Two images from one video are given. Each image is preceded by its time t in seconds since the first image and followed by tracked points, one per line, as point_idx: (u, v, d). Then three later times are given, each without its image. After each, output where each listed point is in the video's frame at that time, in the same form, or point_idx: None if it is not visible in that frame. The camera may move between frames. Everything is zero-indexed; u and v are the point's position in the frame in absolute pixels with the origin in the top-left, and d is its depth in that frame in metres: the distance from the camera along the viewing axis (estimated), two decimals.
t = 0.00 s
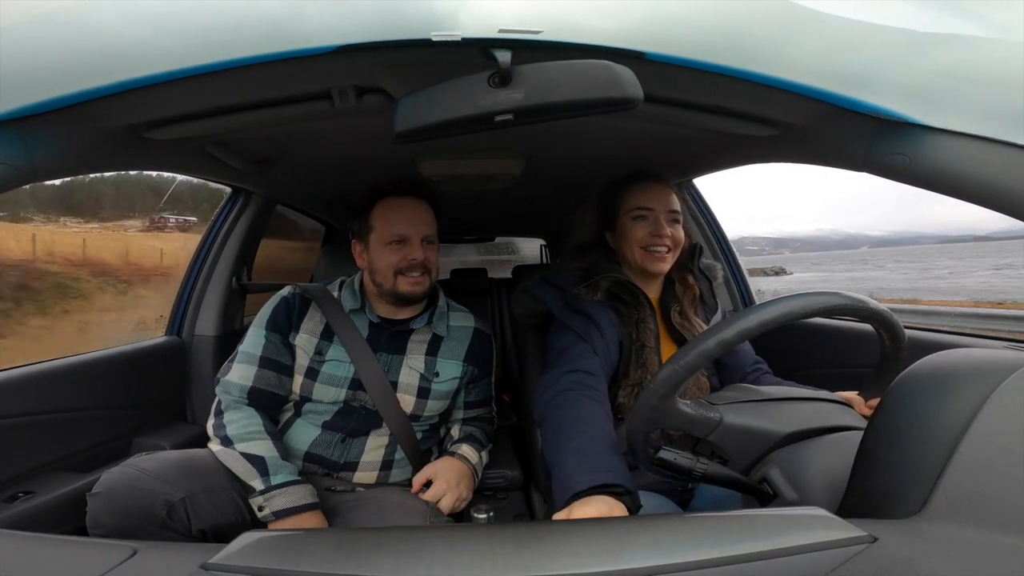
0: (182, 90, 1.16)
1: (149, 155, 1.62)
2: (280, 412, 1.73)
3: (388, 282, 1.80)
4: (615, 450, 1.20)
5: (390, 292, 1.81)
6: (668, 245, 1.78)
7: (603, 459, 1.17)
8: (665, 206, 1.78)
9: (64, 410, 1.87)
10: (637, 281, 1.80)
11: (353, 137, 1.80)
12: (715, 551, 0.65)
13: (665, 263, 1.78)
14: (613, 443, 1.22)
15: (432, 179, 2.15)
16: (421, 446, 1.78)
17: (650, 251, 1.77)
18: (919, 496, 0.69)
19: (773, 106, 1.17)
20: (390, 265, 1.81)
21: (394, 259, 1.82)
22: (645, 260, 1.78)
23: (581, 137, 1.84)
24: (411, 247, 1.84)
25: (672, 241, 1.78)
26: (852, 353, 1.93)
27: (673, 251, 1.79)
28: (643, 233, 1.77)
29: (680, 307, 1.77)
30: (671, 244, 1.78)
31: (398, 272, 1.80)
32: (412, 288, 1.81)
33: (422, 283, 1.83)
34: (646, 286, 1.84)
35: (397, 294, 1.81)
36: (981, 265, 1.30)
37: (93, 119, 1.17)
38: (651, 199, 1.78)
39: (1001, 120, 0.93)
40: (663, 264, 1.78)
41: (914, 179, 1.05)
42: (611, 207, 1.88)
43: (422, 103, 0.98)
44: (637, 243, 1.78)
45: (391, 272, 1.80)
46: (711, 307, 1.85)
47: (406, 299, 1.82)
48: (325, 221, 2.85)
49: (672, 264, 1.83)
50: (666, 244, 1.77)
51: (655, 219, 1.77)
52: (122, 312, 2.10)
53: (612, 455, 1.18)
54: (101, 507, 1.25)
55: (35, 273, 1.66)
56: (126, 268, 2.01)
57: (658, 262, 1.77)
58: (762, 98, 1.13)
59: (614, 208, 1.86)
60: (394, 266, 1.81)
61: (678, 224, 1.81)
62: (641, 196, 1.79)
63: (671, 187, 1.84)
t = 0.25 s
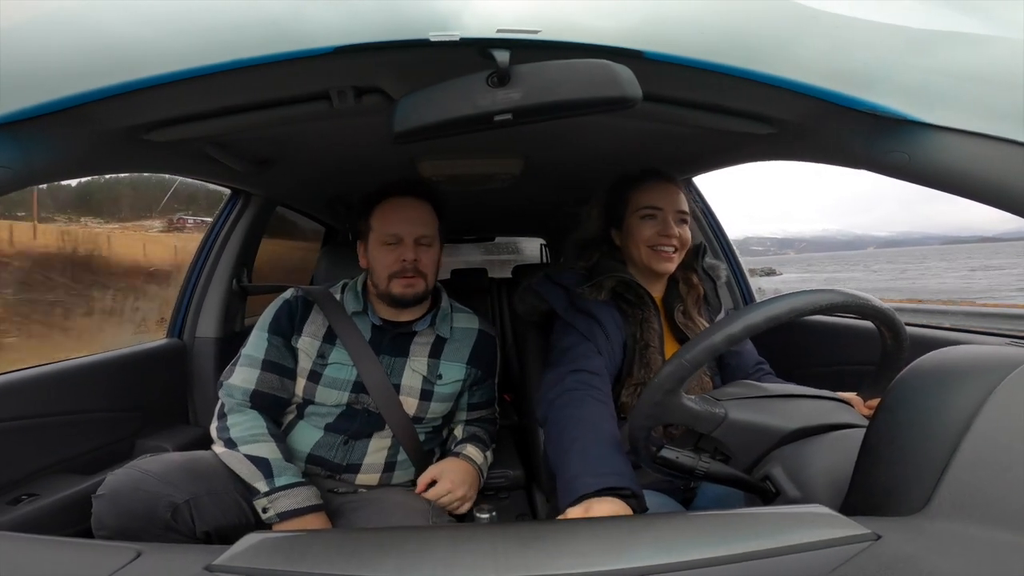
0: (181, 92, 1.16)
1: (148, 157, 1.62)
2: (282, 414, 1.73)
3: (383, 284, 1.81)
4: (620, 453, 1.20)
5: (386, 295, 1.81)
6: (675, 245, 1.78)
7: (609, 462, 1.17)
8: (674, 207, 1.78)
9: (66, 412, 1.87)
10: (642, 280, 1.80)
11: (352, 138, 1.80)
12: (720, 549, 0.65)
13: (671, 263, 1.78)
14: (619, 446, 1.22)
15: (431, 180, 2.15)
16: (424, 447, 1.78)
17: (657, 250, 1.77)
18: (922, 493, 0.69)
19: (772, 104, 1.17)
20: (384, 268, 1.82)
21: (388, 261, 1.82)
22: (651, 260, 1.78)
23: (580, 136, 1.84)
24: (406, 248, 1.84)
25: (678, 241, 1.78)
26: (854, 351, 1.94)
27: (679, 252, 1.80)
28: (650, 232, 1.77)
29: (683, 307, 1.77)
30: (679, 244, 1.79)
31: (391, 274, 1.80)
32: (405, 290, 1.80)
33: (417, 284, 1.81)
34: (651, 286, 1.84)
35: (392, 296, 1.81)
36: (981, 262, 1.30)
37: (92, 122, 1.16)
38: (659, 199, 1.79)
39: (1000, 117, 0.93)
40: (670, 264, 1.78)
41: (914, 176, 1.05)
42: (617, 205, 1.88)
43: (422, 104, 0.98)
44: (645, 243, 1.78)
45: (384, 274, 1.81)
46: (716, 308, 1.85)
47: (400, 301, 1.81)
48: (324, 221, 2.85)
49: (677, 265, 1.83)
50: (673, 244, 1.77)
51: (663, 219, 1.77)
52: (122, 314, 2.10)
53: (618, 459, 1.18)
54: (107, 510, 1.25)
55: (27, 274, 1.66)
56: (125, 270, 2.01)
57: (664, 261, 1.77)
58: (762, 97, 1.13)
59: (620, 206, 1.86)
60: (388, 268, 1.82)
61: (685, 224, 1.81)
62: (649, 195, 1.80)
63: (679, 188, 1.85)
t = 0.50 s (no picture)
0: (179, 94, 1.15)
1: (146, 157, 1.62)
2: (284, 413, 1.73)
3: (380, 282, 1.82)
4: (618, 451, 1.20)
5: (383, 294, 1.83)
6: (676, 242, 1.78)
7: (607, 460, 1.17)
8: (676, 204, 1.79)
9: (66, 415, 1.87)
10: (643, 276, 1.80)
11: (350, 138, 1.80)
12: (720, 546, 0.65)
13: (671, 261, 1.78)
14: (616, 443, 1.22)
15: (429, 179, 2.15)
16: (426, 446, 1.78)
17: (658, 246, 1.77)
18: (923, 490, 0.70)
19: (770, 101, 1.18)
20: (381, 265, 1.83)
21: (386, 259, 1.83)
22: (652, 256, 1.78)
23: (578, 134, 1.84)
24: (402, 247, 1.84)
25: (679, 239, 1.78)
26: (853, 347, 1.94)
27: (680, 249, 1.80)
28: (651, 228, 1.77)
29: (682, 304, 1.78)
30: (680, 241, 1.79)
31: (387, 273, 1.81)
32: (401, 288, 1.81)
33: (413, 282, 1.82)
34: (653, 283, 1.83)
35: (389, 295, 1.82)
36: (980, 258, 1.31)
37: (88, 124, 1.16)
38: (662, 196, 1.79)
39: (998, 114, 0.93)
40: (671, 260, 1.78)
41: (912, 173, 1.06)
42: (617, 202, 1.88)
43: (419, 104, 0.98)
44: (646, 239, 1.78)
45: (382, 272, 1.82)
46: (715, 305, 1.86)
47: (398, 299, 1.82)
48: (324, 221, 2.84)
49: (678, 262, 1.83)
50: (675, 241, 1.77)
51: (665, 216, 1.78)
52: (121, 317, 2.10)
53: (616, 457, 1.18)
54: (110, 514, 1.26)
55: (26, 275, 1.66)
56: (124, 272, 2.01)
57: (665, 258, 1.78)
58: (759, 94, 1.14)
59: (621, 203, 1.87)
60: (386, 266, 1.83)
61: (687, 222, 1.81)
62: (651, 192, 1.80)
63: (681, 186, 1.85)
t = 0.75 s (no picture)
0: (176, 96, 1.15)
1: (142, 160, 1.61)
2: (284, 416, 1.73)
3: (381, 282, 1.82)
4: (618, 450, 1.20)
5: (382, 294, 1.83)
6: (675, 240, 1.78)
7: (607, 459, 1.17)
8: (674, 202, 1.79)
9: (66, 418, 1.86)
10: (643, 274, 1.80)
11: (347, 138, 1.79)
12: (724, 544, 0.65)
13: (671, 257, 1.78)
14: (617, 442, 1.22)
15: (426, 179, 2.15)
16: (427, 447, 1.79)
17: (657, 244, 1.77)
18: (926, 486, 0.70)
19: (767, 98, 1.18)
20: (382, 265, 1.82)
21: (387, 259, 1.83)
22: (651, 254, 1.78)
23: (575, 133, 1.84)
24: (402, 247, 1.84)
25: (678, 236, 1.79)
26: (853, 343, 1.95)
27: (678, 246, 1.80)
28: (651, 225, 1.77)
29: (682, 301, 1.78)
30: (679, 238, 1.79)
31: (387, 273, 1.81)
32: (402, 288, 1.81)
33: (413, 282, 1.82)
34: (652, 280, 1.83)
35: (388, 294, 1.82)
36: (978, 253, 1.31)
37: (85, 127, 1.16)
38: (661, 193, 1.80)
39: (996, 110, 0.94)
40: (670, 258, 1.78)
41: (909, 169, 1.06)
42: (616, 199, 1.88)
43: (417, 102, 0.97)
44: (645, 236, 1.78)
45: (382, 272, 1.82)
46: (714, 302, 1.87)
47: (399, 299, 1.82)
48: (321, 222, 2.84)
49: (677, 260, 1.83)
50: (674, 239, 1.77)
51: (664, 213, 1.78)
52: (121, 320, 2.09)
53: (616, 455, 1.18)
54: (109, 515, 1.27)
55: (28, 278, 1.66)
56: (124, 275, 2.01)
57: (664, 256, 1.77)
58: (757, 91, 1.14)
59: (620, 202, 1.87)
60: (387, 266, 1.82)
61: (685, 219, 1.82)
62: (650, 190, 1.80)
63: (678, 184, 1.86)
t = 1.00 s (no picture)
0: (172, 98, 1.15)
1: (137, 162, 1.61)
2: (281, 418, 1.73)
3: (382, 284, 1.81)
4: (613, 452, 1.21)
5: (384, 295, 1.82)
6: (669, 240, 1.78)
7: (599, 461, 1.17)
8: (667, 202, 1.79)
9: (64, 421, 1.86)
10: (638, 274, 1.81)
11: (343, 139, 1.79)
12: (723, 543, 0.66)
13: (665, 257, 1.78)
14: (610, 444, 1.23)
15: (423, 179, 2.15)
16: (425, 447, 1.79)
17: (651, 244, 1.77)
18: (925, 483, 0.71)
19: (764, 97, 1.18)
20: (384, 267, 1.82)
21: (389, 261, 1.83)
22: (644, 254, 1.78)
23: (571, 133, 1.85)
24: (406, 249, 1.84)
25: (672, 236, 1.79)
26: (850, 342, 1.95)
27: (672, 246, 1.80)
28: (644, 226, 1.78)
29: (678, 300, 1.78)
30: (672, 238, 1.79)
31: (391, 275, 1.80)
32: (406, 291, 1.81)
33: (416, 286, 1.83)
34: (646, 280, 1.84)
35: (391, 297, 1.81)
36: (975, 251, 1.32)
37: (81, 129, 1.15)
38: (653, 194, 1.79)
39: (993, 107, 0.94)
40: (664, 258, 1.78)
41: (903, 168, 1.06)
42: (611, 199, 1.89)
43: (414, 104, 0.96)
44: (638, 237, 1.78)
45: (385, 274, 1.81)
46: (710, 301, 1.87)
47: (400, 302, 1.82)
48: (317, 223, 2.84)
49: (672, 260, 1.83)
50: (667, 239, 1.77)
51: (657, 213, 1.78)
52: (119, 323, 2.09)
53: (608, 457, 1.19)
54: (102, 515, 1.26)
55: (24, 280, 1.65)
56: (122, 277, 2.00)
57: (657, 256, 1.77)
58: (752, 90, 1.14)
59: (614, 202, 1.87)
60: (389, 268, 1.82)
61: (678, 218, 1.81)
62: (644, 190, 1.80)
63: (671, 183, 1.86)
